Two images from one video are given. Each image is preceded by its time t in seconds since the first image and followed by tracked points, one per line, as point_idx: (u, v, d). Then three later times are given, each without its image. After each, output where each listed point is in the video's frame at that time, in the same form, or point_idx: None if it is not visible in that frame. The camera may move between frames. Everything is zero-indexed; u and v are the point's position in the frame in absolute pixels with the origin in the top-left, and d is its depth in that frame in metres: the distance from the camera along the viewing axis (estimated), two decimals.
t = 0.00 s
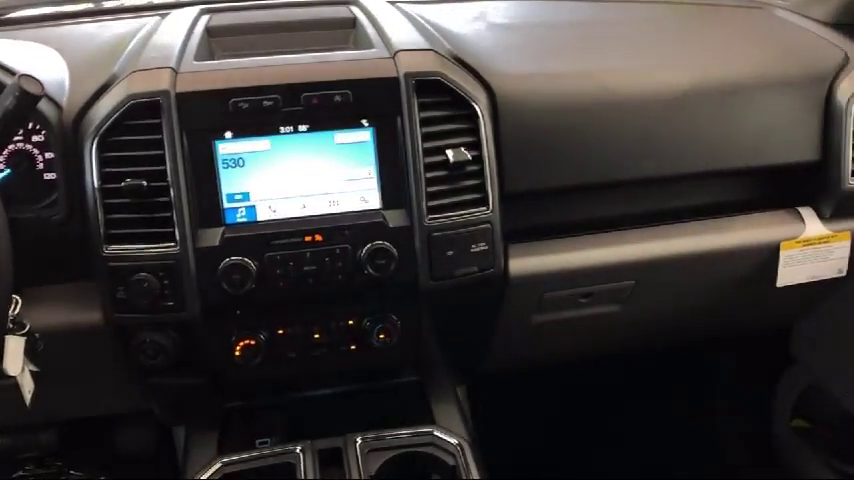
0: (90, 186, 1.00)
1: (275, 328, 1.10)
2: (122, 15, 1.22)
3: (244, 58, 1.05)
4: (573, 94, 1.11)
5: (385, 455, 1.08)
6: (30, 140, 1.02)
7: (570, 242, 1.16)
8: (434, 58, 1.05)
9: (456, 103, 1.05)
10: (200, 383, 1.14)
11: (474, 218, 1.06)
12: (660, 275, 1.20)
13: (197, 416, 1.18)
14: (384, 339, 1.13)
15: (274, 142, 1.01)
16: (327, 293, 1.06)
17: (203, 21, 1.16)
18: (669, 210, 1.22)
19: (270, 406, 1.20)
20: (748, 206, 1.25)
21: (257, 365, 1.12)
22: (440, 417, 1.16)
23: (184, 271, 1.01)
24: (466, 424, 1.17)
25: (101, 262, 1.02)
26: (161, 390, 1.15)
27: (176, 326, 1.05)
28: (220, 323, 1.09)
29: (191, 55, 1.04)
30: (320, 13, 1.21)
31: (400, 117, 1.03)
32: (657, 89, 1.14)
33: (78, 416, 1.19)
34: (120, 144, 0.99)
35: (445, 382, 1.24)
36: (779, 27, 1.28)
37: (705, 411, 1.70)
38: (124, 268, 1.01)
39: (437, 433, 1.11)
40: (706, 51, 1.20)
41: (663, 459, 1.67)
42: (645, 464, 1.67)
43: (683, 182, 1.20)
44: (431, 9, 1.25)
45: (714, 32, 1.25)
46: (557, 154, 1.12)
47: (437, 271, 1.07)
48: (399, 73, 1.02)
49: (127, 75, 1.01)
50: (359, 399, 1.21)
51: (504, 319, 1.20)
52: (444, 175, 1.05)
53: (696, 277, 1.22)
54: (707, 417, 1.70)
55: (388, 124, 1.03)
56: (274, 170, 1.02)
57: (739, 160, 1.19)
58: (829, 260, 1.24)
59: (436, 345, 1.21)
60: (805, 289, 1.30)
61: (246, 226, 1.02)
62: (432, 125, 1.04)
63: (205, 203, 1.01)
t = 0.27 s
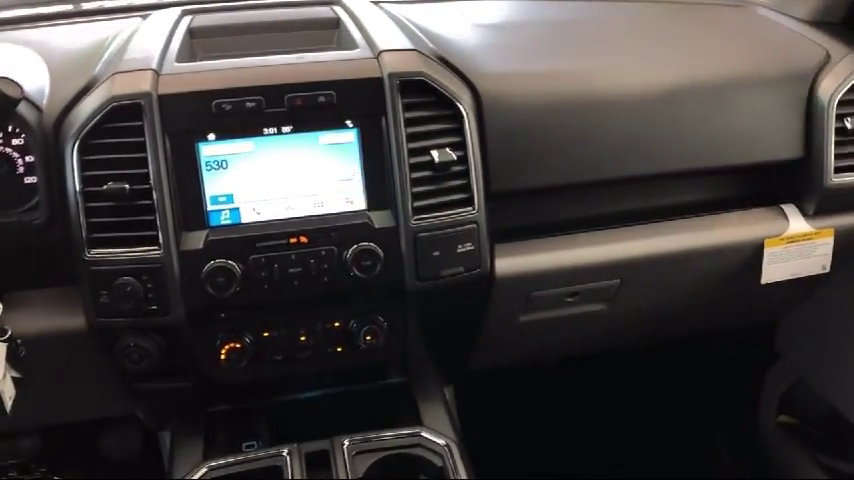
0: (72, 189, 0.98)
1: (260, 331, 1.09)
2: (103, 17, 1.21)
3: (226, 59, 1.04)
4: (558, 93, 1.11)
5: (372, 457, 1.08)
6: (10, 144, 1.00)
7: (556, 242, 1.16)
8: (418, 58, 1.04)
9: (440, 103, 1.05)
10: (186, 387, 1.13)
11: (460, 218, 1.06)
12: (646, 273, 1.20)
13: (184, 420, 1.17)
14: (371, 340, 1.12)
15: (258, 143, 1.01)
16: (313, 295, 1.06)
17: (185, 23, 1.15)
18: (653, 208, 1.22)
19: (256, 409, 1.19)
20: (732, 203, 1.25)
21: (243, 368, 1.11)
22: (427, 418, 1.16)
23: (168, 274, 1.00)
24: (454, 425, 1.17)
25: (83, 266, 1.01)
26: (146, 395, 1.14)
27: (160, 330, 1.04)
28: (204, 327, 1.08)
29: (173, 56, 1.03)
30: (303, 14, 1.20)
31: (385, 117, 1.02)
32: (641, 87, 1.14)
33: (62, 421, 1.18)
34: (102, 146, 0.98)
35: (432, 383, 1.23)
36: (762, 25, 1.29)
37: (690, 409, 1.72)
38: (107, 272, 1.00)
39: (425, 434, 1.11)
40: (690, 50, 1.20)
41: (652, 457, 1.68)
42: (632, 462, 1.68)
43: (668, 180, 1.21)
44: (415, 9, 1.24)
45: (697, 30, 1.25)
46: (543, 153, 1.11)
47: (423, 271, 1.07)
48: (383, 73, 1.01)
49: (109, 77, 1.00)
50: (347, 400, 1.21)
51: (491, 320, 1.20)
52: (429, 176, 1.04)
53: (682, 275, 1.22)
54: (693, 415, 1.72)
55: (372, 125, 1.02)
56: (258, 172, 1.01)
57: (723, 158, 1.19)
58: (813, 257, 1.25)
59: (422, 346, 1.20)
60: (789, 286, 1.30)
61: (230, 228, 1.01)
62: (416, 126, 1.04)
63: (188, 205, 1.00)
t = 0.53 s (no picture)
0: (52, 193, 0.97)
1: (245, 334, 1.08)
2: (82, 18, 1.20)
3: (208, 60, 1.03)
4: (541, 93, 1.11)
5: (359, 459, 1.07)
6: None
7: (541, 241, 1.16)
8: (402, 58, 1.04)
9: (423, 103, 1.05)
10: (169, 392, 1.12)
11: (445, 218, 1.06)
12: (630, 272, 1.20)
13: (168, 425, 1.15)
14: (356, 342, 1.12)
15: (241, 145, 1.00)
16: (297, 297, 1.05)
17: (165, 23, 1.14)
18: (636, 207, 1.22)
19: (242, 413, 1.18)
20: (715, 201, 1.25)
21: (228, 372, 1.10)
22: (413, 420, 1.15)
23: (150, 278, 0.99)
24: (440, 426, 1.17)
25: (64, 270, 1.00)
26: (129, 400, 1.12)
27: (143, 334, 1.03)
28: (188, 331, 1.07)
29: (154, 57, 1.02)
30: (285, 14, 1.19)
31: (368, 117, 1.02)
32: (625, 86, 1.14)
33: (44, 427, 1.17)
34: (82, 149, 0.97)
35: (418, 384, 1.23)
36: (744, 23, 1.29)
37: (673, 406, 1.73)
38: (88, 276, 0.99)
39: (412, 436, 1.10)
40: (673, 48, 1.20)
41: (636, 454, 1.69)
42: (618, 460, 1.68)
43: (651, 178, 1.21)
44: (397, 9, 1.24)
45: (680, 29, 1.25)
46: (527, 152, 1.11)
47: (408, 272, 1.06)
48: (366, 73, 1.01)
49: (88, 79, 0.99)
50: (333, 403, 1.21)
51: (476, 320, 1.19)
52: (413, 176, 1.04)
53: (667, 273, 1.22)
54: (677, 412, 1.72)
55: (355, 125, 1.02)
56: (241, 174, 1.01)
57: (706, 157, 1.19)
58: (797, 254, 1.25)
59: (409, 347, 1.20)
60: (773, 283, 1.30)
61: (213, 231, 1.00)
62: (400, 126, 1.03)
63: (170, 208, 0.99)
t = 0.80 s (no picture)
0: (36, 196, 0.97)
1: (233, 336, 1.08)
2: (65, 20, 1.19)
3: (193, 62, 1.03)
4: (528, 92, 1.11)
5: (349, 461, 1.07)
6: None
7: (529, 240, 1.16)
8: (388, 58, 1.04)
9: (410, 104, 1.04)
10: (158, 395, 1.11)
11: (433, 218, 1.06)
12: (618, 270, 1.20)
13: (158, 424, 1.14)
14: (345, 343, 1.12)
15: (227, 147, 0.99)
16: (285, 299, 1.05)
17: (150, 25, 1.14)
18: (622, 206, 1.23)
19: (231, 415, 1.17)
20: (701, 199, 1.26)
21: (216, 375, 1.10)
22: (403, 420, 1.15)
23: (137, 281, 0.99)
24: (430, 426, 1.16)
25: (50, 274, 0.99)
26: (117, 404, 1.12)
27: (131, 337, 1.03)
28: (176, 334, 1.06)
29: (139, 59, 1.02)
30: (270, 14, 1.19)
31: (355, 118, 1.01)
32: (611, 84, 1.14)
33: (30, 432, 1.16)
34: (67, 152, 0.96)
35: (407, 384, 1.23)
36: (728, 21, 1.30)
37: (662, 403, 1.73)
38: (74, 279, 0.98)
39: (401, 437, 1.10)
40: (658, 47, 1.20)
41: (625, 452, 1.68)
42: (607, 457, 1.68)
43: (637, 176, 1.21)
44: (383, 9, 1.24)
45: (665, 28, 1.26)
46: (514, 151, 1.11)
47: (396, 273, 1.06)
48: (353, 74, 1.01)
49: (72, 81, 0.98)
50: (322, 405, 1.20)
51: (465, 320, 1.19)
52: (400, 176, 1.04)
53: (654, 271, 1.23)
54: (665, 409, 1.72)
55: (342, 126, 1.01)
56: (228, 175, 1.00)
57: (692, 155, 1.19)
58: (782, 251, 1.26)
59: (397, 348, 1.20)
60: (760, 280, 1.31)
61: (200, 233, 1.00)
62: (387, 126, 1.03)
63: (156, 210, 0.98)
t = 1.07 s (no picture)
0: (19, 200, 0.95)
1: (220, 339, 1.07)
2: (47, 20, 1.18)
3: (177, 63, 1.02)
4: (515, 91, 1.10)
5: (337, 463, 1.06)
6: None
7: (517, 239, 1.16)
8: (374, 58, 1.03)
9: (397, 103, 1.04)
10: (144, 399, 1.10)
11: (420, 219, 1.05)
12: (606, 269, 1.20)
13: (145, 430, 1.13)
14: (333, 345, 1.11)
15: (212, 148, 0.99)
16: (272, 300, 1.04)
17: (133, 25, 1.13)
18: (609, 205, 1.23)
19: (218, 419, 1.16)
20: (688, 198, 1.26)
21: (203, 378, 1.09)
22: (391, 421, 1.14)
23: (122, 284, 0.98)
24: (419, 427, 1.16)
25: (33, 278, 0.98)
26: (103, 408, 1.11)
27: (116, 341, 1.02)
28: (162, 337, 1.05)
29: (122, 60, 1.01)
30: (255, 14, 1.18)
31: (341, 118, 1.01)
32: (598, 83, 1.14)
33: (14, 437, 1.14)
34: (49, 155, 0.95)
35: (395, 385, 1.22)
36: (713, 20, 1.30)
37: (651, 401, 1.73)
38: (58, 283, 0.97)
39: (390, 438, 1.09)
40: (644, 45, 1.20)
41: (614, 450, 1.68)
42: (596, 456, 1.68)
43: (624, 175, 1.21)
44: (368, 8, 1.23)
45: (651, 26, 1.26)
46: (501, 150, 1.11)
47: (384, 274, 1.06)
48: (339, 74, 1.00)
49: (54, 82, 0.97)
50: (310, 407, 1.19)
51: (453, 320, 1.19)
52: (387, 177, 1.03)
53: (642, 269, 1.23)
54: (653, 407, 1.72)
55: (328, 127, 1.01)
56: (213, 177, 0.99)
57: (678, 153, 1.20)
58: (769, 248, 1.26)
59: (385, 349, 1.19)
60: (747, 277, 1.31)
61: (186, 235, 0.99)
62: (373, 127, 1.02)
63: (141, 213, 0.98)
